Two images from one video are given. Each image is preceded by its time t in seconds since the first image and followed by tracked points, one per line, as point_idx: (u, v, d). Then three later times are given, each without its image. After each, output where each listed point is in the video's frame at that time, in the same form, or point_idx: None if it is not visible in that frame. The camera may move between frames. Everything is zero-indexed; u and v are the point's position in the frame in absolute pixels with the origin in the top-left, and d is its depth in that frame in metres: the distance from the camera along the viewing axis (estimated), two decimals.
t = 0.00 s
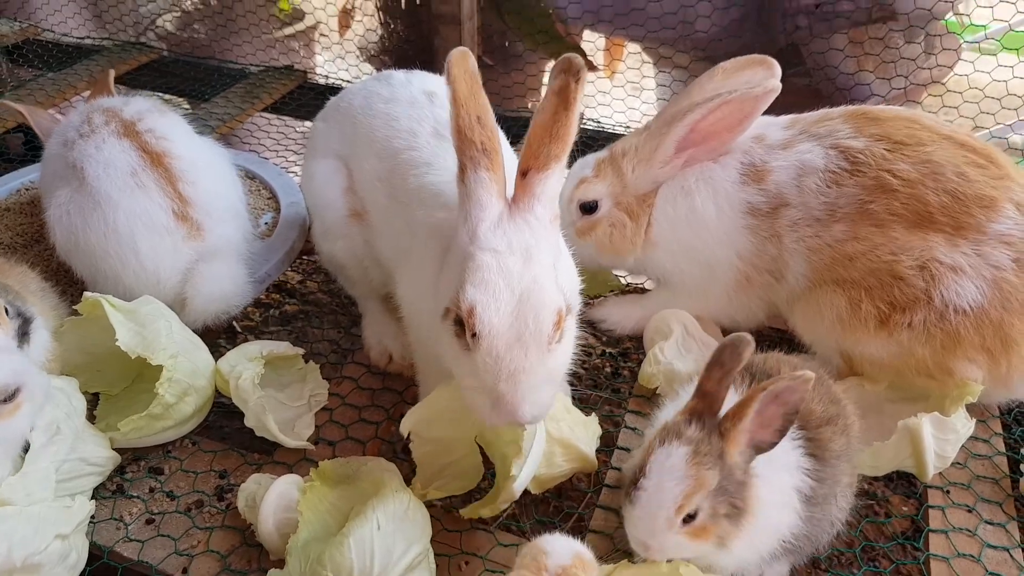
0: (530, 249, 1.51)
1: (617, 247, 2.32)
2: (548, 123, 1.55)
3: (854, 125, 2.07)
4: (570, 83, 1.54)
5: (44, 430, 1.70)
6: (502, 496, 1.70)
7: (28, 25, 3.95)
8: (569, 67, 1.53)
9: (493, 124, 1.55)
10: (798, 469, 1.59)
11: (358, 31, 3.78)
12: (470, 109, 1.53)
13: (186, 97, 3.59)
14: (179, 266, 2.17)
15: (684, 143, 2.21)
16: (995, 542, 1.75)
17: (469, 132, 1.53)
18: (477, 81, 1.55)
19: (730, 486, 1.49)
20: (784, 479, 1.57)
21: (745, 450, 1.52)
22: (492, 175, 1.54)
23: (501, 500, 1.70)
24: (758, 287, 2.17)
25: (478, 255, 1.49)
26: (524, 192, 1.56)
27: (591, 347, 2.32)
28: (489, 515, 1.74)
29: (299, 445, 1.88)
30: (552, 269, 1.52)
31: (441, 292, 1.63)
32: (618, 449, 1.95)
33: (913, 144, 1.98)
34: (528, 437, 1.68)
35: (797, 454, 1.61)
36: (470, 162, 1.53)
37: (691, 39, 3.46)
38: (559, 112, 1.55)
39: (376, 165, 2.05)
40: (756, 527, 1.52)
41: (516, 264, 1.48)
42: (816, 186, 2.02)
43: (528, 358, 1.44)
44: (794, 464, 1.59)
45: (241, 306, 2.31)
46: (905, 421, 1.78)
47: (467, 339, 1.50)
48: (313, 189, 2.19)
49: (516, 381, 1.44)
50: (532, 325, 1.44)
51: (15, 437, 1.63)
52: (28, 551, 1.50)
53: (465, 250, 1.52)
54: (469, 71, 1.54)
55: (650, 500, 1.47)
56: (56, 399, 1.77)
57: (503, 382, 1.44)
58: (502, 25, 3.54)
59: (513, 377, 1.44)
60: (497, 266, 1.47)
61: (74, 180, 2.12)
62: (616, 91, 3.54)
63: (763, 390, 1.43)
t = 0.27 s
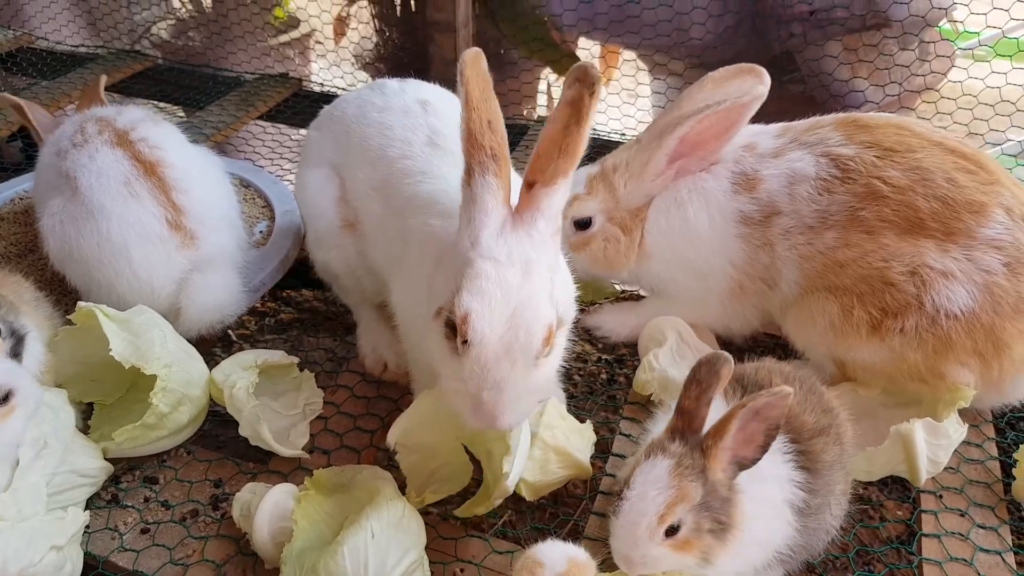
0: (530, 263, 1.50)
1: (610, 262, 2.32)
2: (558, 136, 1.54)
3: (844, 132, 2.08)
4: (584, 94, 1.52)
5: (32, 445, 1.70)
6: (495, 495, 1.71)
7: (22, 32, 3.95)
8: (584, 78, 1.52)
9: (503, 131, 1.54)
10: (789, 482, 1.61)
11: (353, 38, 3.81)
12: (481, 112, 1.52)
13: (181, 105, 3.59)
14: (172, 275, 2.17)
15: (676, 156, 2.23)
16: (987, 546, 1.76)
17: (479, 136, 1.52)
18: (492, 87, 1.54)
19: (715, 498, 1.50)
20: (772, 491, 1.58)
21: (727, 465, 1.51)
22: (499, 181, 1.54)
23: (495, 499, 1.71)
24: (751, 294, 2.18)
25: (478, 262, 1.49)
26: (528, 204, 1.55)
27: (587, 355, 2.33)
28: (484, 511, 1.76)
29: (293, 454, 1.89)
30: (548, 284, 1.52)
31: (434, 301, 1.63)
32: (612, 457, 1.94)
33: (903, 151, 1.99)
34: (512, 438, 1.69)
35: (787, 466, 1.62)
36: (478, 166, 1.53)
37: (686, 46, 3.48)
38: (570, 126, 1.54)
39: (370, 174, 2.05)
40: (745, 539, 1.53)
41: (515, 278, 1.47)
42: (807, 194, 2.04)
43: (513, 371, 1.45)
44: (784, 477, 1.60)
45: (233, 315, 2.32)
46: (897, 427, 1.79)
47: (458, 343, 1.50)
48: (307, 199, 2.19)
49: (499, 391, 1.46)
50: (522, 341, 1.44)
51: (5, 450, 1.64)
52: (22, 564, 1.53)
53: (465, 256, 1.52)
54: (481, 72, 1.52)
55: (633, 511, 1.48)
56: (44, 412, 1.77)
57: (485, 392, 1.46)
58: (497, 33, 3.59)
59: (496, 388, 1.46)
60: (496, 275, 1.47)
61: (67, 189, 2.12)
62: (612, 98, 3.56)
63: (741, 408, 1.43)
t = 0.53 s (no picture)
0: (530, 266, 1.51)
1: (586, 249, 2.32)
2: (559, 139, 1.54)
3: (827, 134, 2.09)
4: (585, 99, 1.53)
5: (28, 459, 1.68)
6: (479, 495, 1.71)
7: (11, 37, 3.93)
8: (582, 83, 1.54)
9: (504, 129, 1.53)
10: (772, 483, 1.61)
11: (343, 42, 3.81)
12: (482, 109, 1.50)
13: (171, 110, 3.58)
14: (163, 282, 2.16)
15: (656, 152, 2.25)
16: (978, 547, 1.77)
17: (480, 132, 1.51)
18: (492, 86, 1.52)
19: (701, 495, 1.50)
20: (756, 492, 1.58)
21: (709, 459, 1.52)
22: (501, 178, 1.54)
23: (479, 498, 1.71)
24: (740, 296, 2.19)
25: (480, 258, 1.50)
26: (528, 205, 1.55)
27: (579, 357, 2.33)
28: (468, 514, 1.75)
29: (281, 459, 1.88)
30: (546, 287, 1.54)
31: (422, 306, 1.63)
32: (604, 460, 1.94)
33: (886, 152, 2.00)
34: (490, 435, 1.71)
35: (769, 468, 1.62)
36: (480, 161, 1.52)
37: (676, 48, 3.50)
38: (571, 129, 1.54)
39: (359, 179, 2.05)
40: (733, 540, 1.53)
41: (515, 276, 1.48)
42: (791, 195, 2.05)
43: (501, 373, 1.46)
44: (764, 479, 1.60)
45: (223, 322, 2.32)
46: (887, 429, 1.79)
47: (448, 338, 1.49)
48: (295, 203, 2.19)
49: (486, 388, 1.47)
50: (514, 342, 1.45)
51: None
52: None
53: (464, 250, 1.53)
54: (481, 68, 1.51)
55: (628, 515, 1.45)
56: (35, 423, 1.75)
57: (471, 387, 1.47)
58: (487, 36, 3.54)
59: (483, 387, 1.47)
60: (498, 273, 1.47)
61: (56, 197, 2.11)
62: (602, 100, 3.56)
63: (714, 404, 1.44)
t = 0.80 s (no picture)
0: (539, 309, 1.49)
1: (607, 269, 2.33)
2: (573, 179, 1.53)
3: (852, 168, 2.09)
4: (601, 137, 1.49)
5: (39, 455, 1.69)
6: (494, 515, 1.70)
7: (41, 32, 3.99)
8: (599, 117, 1.49)
9: (515, 167, 1.52)
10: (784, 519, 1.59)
11: (366, 51, 3.81)
12: (494, 149, 1.50)
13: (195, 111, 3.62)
14: (181, 284, 2.17)
15: (681, 176, 2.24)
16: None
17: (491, 172, 1.50)
18: (503, 122, 1.51)
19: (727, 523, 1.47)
20: (772, 527, 1.56)
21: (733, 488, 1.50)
22: (510, 221, 1.53)
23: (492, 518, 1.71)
24: (756, 326, 2.17)
25: (487, 305, 1.48)
26: (540, 247, 1.53)
27: (586, 375, 2.32)
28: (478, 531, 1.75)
29: (291, 468, 1.88)
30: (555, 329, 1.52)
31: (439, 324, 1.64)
32: (612, 486, 1.93)
33: (912, 189, 2.00)
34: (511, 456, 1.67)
35: (783, 504, 1.61)
36: (489, 205, 1.52)
37: (698, 70, 3.49)
38: (585, 170, 1.51)
39: (381, 193, 2.06)
40: None
41: (522, 325, 1.47)
42: (814, 230, 2.04)
43: (508, 413, 1.48)
44: (779, 515, 1.59)
45: (240, 327, 2.30)
46: (903, 470, 1.77)
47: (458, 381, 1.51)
48: (316, 214, 2.20)
49: (495, 426, 1.49)
50: (519, 390, 1.46)
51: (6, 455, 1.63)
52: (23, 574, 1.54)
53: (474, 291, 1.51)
54: (493, 104, 1.50)
55: (667, 561, 1.37)
56: (49, 421, 1.75)
57: (480, 426, 1.50)
58: (510, 51, 3.56)
59: (490, 424, 1.49)
60: (504, 321, 1.46)
61: (81, 195, 2.13)
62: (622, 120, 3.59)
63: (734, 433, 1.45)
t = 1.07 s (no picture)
0: (536, 318, 1.50)
1: (613, 271, 2.33)
2: (565, 188, 1.52)
3: (852, 191, 2.09)
4: (594, 145, 1.50)
5: (28, 473, 1.69)
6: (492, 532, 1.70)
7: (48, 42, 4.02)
8: (593, 125, 1.49)
9: (509, 180, 1.52)
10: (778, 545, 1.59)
11: (372, 65, 3.83)
12: (486, 162, 1.50)
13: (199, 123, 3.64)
14: (179, 298, 2.18)
15: (695, 185, 2.23)
16: None
17: (485, 186, 1.50)
18: (495, 134, 1.51)
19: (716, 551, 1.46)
20: (765, 552, 1.56)
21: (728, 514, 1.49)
22: (506, 233, 1.53)
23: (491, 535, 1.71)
24: (754, 347, 2.17)
25: (484, 316, 1.49)
26: (534, 257, 1.54)
27: (587, 392, 2.32)
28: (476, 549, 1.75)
29: (286, 485, 1.87)
30: (552, 339, 1.53)
31: (436, 343, 1.64)
32: (608, 505, 1.91)
33: (910, 212, 2.00)
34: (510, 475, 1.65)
35: (777, 528, 1.61)
36: (484, 218, 1.52)
37: (700, 89, 3.51)
38: (578, 178, 1.51)
39: (382, 209, 2.07)
40: None
41: (520, 334, 1.47)
42: (813, 251, 2.04)
43: (510, 426, 1.47)
44: (773, 540, 1.59)
45: (238, 339, 2.31)
46: (898, 492, 1.77)
47: (460, 397, 1.51)
48: (316, 228, 2.20)
49: (500, 440, 1.48)
50: (521, 400, 1.45)
51: None
52: None
53: (471, 304, 1.52)
54: (486, 117, 1.50)
55: None
56: (44, 438, 1.75)
57: (484, 440, 1.49)
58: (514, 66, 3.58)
59: (494, 439, 1.48)
60: (502, 333, 1.46)
61: (79, 209, 2.14)
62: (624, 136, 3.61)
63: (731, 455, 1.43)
